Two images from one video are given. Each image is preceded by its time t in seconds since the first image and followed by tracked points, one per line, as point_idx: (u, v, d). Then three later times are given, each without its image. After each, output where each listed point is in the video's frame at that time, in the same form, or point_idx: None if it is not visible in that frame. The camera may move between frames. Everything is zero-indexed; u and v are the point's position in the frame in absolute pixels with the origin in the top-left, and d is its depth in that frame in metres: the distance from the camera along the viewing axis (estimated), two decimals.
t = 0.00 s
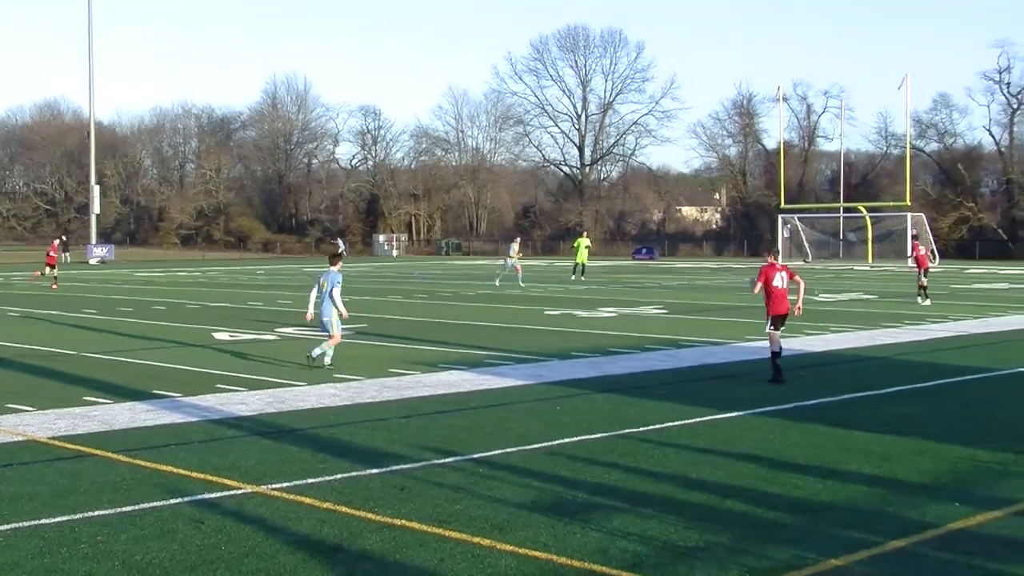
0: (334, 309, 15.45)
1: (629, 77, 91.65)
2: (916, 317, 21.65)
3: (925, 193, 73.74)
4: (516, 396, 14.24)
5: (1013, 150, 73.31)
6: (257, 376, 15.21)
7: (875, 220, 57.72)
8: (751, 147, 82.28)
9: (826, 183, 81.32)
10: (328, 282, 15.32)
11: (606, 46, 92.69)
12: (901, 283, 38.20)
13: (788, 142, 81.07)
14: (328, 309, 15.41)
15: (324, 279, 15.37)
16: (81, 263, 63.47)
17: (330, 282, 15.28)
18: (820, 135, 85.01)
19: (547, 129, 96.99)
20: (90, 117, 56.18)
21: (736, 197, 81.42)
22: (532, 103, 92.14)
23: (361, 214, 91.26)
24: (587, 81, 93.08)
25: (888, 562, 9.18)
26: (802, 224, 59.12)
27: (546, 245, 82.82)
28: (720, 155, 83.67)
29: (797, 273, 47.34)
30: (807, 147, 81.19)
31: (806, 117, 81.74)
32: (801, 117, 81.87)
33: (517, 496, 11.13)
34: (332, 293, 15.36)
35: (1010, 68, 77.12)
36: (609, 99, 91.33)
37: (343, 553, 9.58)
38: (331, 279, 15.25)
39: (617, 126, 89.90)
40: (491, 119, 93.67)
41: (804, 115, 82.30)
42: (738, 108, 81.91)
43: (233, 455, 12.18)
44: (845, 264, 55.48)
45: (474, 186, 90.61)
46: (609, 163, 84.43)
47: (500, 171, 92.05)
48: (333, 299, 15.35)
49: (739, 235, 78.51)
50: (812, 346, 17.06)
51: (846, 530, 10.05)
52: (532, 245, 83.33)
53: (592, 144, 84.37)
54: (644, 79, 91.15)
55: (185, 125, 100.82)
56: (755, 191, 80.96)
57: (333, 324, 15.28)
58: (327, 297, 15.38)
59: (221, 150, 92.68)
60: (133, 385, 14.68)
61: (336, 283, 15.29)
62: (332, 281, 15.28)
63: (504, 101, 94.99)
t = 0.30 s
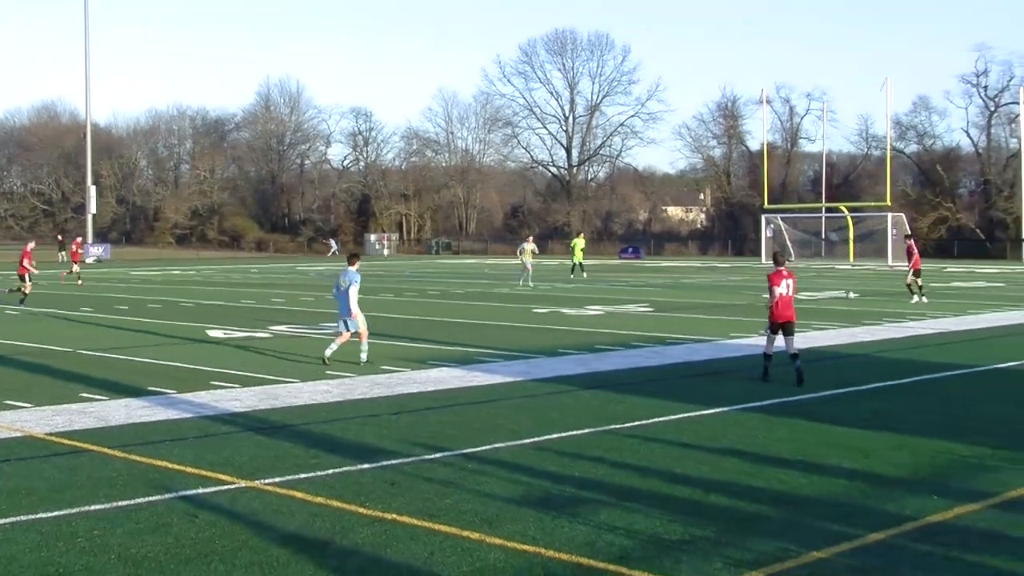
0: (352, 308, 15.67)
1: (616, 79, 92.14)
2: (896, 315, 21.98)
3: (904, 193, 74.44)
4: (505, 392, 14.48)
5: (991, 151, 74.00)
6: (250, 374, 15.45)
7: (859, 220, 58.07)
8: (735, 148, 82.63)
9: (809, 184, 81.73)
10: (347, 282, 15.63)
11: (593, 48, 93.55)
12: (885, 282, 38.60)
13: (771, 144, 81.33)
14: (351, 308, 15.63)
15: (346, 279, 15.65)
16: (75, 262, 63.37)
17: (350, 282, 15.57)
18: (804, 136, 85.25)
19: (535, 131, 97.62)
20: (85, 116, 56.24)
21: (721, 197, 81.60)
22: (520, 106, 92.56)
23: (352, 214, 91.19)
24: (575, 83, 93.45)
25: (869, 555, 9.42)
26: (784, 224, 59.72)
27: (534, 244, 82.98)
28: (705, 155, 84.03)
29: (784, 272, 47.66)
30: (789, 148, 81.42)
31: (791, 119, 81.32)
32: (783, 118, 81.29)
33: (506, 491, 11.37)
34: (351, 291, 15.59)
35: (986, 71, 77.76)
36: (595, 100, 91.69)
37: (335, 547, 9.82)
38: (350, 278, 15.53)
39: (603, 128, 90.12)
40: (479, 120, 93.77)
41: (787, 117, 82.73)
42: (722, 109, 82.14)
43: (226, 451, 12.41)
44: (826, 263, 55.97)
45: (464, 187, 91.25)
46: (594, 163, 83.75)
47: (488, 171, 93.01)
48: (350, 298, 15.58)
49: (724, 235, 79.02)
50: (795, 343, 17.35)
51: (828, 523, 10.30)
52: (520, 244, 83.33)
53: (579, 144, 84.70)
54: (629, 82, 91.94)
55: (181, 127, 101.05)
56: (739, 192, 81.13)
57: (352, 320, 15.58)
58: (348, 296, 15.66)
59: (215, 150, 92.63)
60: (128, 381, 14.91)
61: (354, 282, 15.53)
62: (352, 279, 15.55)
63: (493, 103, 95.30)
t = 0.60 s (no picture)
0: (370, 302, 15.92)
1: (610, 81, 92.70)
2: (886, 312, 22.27)
3: (891, 193, 75.02)
4: (501, 387, 14.74)
5: (977, 152, 74.28)
6: (251, 369, 15.72)
7: (850, 220, 58.41)
8: (726, 149, 83.09)
9: (800, 184, 82.39)
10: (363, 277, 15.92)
11: (587, 50, 94.24)
12: (877, 280, 38.93)
13: (761, 144, 81.68)
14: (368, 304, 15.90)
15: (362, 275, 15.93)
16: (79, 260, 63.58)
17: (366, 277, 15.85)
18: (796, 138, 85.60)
19: (530, 132, 98.19)
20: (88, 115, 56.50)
21: (713, 197, 81.96)
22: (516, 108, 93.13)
23: (352, 214, 90.87)
24: (570, 84, 93.94)
25: (855, 547, 9.69)
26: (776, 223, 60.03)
27: (529, 243, 83.03)
28: (697, 156, 84.58)
29: (779, 270, 47.97)
30: (779, 148, 81.88)
31: (780, 119, 82.65)
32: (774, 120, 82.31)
33: (502, 485, 11.64)
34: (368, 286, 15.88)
35: (973, 73, 78.29)
36: (590, 101, 92.21)
37: (334, 540, 10.06)
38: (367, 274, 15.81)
39: (598, 129, 90.61)
40: (476, 121, 94.14)
41: (778, 118, 83.28)
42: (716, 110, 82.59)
43: (228, 446, 12.66)
44: (816, 261, 56.38)
45: (462, 187, 90.56)
46: (590, 164, 85.56)
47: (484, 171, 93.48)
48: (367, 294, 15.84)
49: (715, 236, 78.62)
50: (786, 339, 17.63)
51: (817, 516, 10.56)
52: (516, 242, 83.51)
53: (573, 146, 85.74)
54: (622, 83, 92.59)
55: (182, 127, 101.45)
56: (731, 192, 81.56)
57: (370, 313, 15.85)
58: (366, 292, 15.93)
59: (218, 151, 92.64)
60: (132, 377, 15.19)
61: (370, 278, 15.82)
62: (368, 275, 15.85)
63: (489, 104, 95.90)
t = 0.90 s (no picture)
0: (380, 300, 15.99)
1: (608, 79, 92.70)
2: (882, 310, 22.38)
3: (889, 191, 75.02)
4: (500, 384, 14.82)
5: (972, 150, 74.39)
6: (251, 366, 15.79)
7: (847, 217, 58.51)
8: (725, 147, 83.06)
9: (797, 182, 82.48)
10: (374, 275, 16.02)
11: (587, 48, 94.17)
12: (874, 278, 38.98)
13: (760, 142, 81.71)
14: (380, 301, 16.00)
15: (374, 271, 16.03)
16: (80, 258, 63.67)
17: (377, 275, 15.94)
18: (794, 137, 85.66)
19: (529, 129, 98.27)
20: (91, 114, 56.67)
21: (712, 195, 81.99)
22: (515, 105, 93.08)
23: (352, 211, 91.34)
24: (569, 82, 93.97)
25: (850, 542, 9.79)
26: (774, 221, 60.36)
27: (527, 240, 82.96)
28: (695, 154, 84.53)
29: (777, 268, 48.03)
30: (777, 147, 81.89)
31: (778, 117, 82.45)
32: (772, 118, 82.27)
33: (501, 481, 11.72)
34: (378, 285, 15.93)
35: (970, 72, 78.19)
36: (589, 100, 92.17)
37: (334, 536, 10.15)
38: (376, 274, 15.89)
39: (596, 126, 90.53)
40: (476, 118, 94.07)
41: (776, 116, 83.28)
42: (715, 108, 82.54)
43: (229, 442, 12.75)
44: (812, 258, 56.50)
45: (461, 184, 91.29)
46: (588, 162, 85.11)
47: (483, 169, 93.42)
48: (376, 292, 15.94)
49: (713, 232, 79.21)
50: (784, 336, 17.72)
51: (814, 512, 10.65)
52: (515, 240, 83.47)
53: (572, 143, 85.64)
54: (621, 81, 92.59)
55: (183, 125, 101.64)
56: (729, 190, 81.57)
57: (383, 312, 15.96)
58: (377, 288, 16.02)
59: (218, 149, 92.80)
60: (134, 373, 15.26)
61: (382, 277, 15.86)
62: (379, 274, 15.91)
63: (488, 102, 95.95)
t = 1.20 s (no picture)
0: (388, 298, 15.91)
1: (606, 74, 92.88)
2: (879, 306, 22.39)
3: (886, 186, 75.25)
4: (497, 380, 14.82)
5: (970, 145, 74.25)
6: (249, 362, 15.78)
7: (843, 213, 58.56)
8: (722, 143, 83.25)
9: (795, 177, 82.66)
10: (375, 271, 15.89)
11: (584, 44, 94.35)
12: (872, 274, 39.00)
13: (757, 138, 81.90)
14: (386, 299, 15.86)
15: (375, 268, 15.91)
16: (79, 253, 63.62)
17: (381, 271, 15.83)
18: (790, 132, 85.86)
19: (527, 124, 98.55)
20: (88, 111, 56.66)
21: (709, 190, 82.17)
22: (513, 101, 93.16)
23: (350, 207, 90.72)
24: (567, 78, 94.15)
25: (849, 537, 9.79)
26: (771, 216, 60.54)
27: (525, 235, 83.11)
28: (693, 150, 84.72)
29: (774, 264, 48.08)
30: (775, 142, 82.05)
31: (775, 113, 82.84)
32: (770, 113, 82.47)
33: (500, 476, 11.73)
34: (386, 281, 15.85)
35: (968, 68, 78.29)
36: (587, 96, 92.37)
37: (333, 531, 10.15)
38: (381, 270, 15.77)
39: (594, 122, 90.66)
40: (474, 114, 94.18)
41: (773, 111, 83.49)
42: (712, 104, 82.73)
43: (226, 437, 12.75)
44: (809, 254, 56.54)
45: (459, 180, 91.10)
46: (586, 157, 85.48)
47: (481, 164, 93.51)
48: (383, 290, 15.82)
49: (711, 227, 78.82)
50: (782, 332, 17.73)
51: (812, 507, 10.66)
52: (513, 236, 83.51)
53: (570, 139, 85.89)
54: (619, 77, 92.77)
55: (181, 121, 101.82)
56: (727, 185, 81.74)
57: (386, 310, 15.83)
58: (382, 286, 15.89)
59: (216, 144, 93.01)
60: (132, 369, 15.25)
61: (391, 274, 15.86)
62: (384, 270, 15.82)
63: (486, 97, 96.07)
